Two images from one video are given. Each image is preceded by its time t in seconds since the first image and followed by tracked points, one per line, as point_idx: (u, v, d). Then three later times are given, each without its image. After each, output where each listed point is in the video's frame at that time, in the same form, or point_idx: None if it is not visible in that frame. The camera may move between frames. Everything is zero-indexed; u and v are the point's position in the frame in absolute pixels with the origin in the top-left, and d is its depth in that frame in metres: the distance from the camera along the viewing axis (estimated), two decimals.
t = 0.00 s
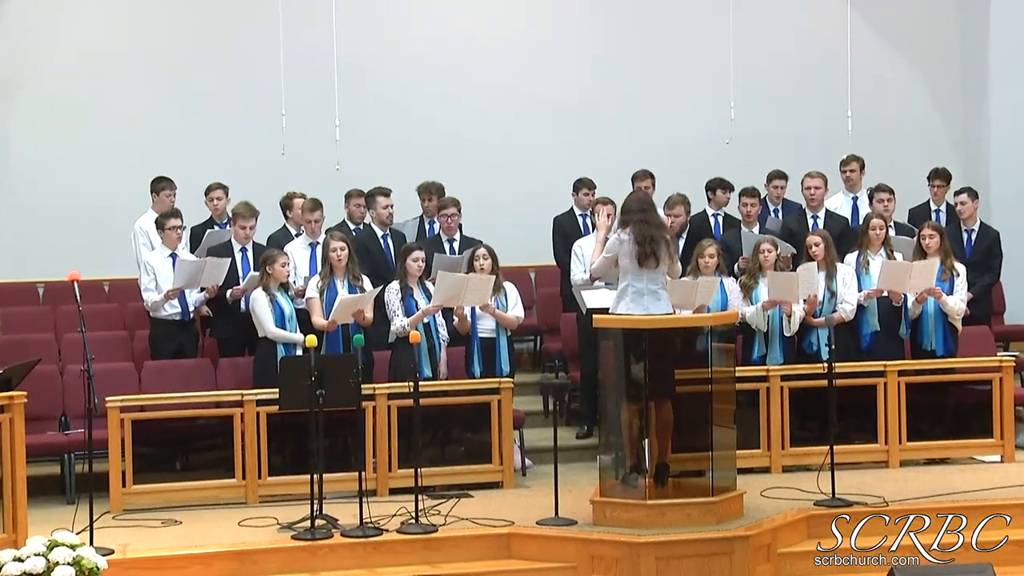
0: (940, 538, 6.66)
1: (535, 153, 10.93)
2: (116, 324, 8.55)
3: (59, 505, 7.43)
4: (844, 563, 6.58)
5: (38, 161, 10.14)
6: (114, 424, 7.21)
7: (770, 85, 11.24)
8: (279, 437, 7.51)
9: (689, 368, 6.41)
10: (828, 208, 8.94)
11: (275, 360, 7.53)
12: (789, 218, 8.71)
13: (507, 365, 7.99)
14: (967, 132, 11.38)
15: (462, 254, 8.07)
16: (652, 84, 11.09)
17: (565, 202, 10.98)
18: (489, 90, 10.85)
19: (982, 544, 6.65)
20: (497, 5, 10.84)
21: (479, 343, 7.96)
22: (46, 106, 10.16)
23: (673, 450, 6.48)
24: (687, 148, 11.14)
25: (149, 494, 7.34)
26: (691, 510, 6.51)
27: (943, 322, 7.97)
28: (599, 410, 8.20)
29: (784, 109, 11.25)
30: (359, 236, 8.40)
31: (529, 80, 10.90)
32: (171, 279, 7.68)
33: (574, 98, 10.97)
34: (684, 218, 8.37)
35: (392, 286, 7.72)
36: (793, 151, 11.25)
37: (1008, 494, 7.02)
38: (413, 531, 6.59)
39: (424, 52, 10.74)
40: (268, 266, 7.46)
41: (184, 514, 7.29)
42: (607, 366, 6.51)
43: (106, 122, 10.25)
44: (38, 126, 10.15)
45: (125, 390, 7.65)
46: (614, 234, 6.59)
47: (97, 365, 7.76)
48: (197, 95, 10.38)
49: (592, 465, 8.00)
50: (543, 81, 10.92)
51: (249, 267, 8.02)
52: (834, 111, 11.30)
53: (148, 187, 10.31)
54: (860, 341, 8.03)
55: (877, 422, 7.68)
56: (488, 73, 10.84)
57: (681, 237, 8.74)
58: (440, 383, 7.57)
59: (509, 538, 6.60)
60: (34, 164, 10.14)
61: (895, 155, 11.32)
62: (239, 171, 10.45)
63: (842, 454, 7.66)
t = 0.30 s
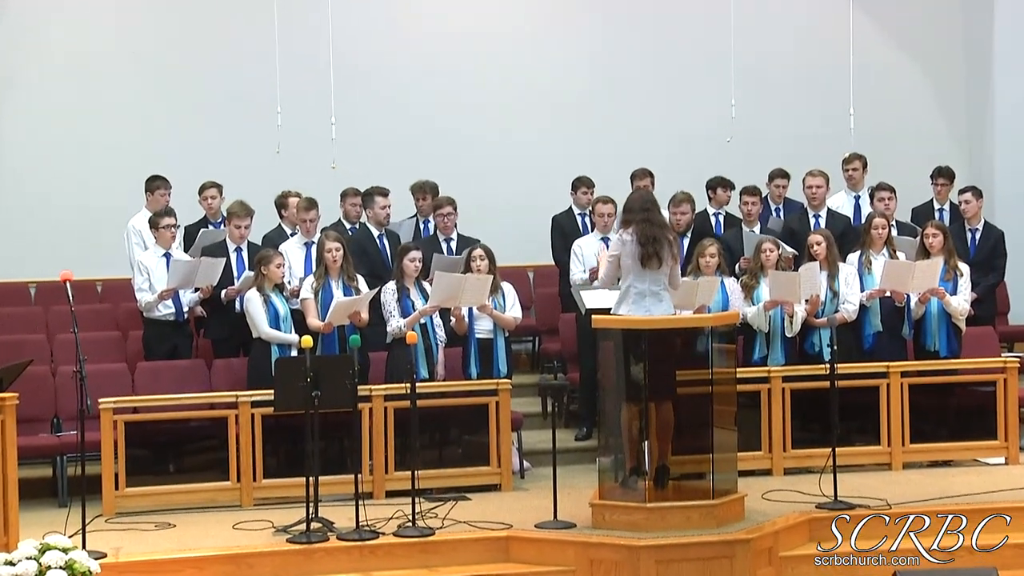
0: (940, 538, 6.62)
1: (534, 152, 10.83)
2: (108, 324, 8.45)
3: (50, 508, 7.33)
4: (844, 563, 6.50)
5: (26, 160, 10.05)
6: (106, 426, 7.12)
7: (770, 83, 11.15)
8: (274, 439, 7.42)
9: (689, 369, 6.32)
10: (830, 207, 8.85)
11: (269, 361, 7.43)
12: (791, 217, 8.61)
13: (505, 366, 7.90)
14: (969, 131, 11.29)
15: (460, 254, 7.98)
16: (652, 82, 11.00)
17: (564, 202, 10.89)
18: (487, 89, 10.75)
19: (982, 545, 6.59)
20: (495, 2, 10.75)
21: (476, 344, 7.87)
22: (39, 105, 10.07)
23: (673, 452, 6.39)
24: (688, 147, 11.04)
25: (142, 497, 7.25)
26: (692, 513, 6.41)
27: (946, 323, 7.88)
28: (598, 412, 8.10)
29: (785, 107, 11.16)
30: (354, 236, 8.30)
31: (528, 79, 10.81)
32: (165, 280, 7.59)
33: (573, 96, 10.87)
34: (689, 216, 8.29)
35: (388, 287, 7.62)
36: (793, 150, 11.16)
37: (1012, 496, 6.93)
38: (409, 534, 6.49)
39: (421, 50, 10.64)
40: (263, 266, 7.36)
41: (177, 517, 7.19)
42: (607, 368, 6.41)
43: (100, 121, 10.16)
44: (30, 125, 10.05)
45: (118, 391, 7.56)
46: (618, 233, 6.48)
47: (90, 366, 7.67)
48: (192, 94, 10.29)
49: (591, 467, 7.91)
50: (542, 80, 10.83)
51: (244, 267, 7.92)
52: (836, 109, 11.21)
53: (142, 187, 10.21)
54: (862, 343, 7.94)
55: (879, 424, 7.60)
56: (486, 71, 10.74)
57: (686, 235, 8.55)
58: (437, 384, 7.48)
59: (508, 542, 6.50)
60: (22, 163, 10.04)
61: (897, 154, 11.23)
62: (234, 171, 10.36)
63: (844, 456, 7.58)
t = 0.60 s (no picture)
0: (939, 539, 6.53)
1: (531, 151, 10.74)
2: (100, 324, 8.35)
3: (41, 511, 7.23)
4: (844, 563, 6.40)
5: (16, 158, 9.94)
6: (98, 428, 7.02)
7: (770, 81, 11.05)
8: (268, 441, 7.32)
9: (689, 371, 6.23)
10: (831, 206, 8.76)
11: (263, 362, 7.34)
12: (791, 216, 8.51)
13: (501, 367, 7.81)
14: (971, 130, 11.21)
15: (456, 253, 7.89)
16: (650, 80, 10.90)
17: (562, 201, 10.79)
18: (485, 87, 10.65)
19: (982, 544, 6.52)
20: None
21: (473, 345, 7.77)
22: (31, 103, 9.96)
23: (673, 455, 6.29)
24: (687, 146, 10.95)
25: (135, 500, 7.15)
26: (691, 516, 6.32)
27: (949, 323, 7.78)
28: (596, 413, 8.01)
29: (785, 106, 11.06)
30: (350, 235, 8.19)
31: (525, 77, 10.71)
32: (157, 279, 7.48)
33: (571, 95, 10.78)
34: (689, 214, 8.26)
35: (384, 287, 7.53)
36: (793, 149, 11.07)
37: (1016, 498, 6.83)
38: (405, 537, 6.39)
39: (418, 48, 10.54)
40: (257, 266, 7.27)
41: (170, 520, 7.09)
42: (605, 369, 6.31)
43: (92, 119, 10.05)
44: (21, 122, 9.94)
45: (110, 393, 7.45)
46: (618, 233, 6.38)
47: (81, 367, 7.57)
48: (186, 92, 10.19)
49: (589, 470, 7.81)
50: (539, 77, 10.73)
51: (238, 267, 7.82)
52: (837, 107, 11.12)
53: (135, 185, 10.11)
54: (862, 343, 7.85)
55: (881, 426, 7.51)
56: (484, 69, 10.64)
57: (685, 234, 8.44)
58: (433, 386, 7.38)
59: (505, 545, 6.41)
60: (13, 161, 9.93)
61: (898, 153, 11.14)
62: (226, 169, 10.25)
63: (845, 458, 7.48)
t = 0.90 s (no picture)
0: (940, 537, 6.47)
1: (529, 150, 10.64)
2: (92, 325, 8.25)
3: (32, 514, 7.13)
4: (844, 563, 6.32)
5: (8, 157, 9.84)
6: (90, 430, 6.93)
7: (770, 80, 10.95)
8: (262, 443, 7.22)
9: (688, 372, 6.14)
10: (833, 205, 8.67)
11: (257, 363, 7.24)
12: (792, 215, 8.41)
13: (498, 369, 7.72)
14: (973, 129, 11.11)
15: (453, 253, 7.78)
16: (649, 79, 10.80)
17: (560, 200, 10.69)
18: (482, 85, 10.55)
19: (982, 545, 6.44)
20: None
21: (470, 346, 7.67)
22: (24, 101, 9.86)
23: (673, 457, 6.19)
24: (686, 144, 10.86)
25: (128, 503, 7.05)
26: (691, 519, 6.22)
27: (952, 323, 7.69)
28: (595, 415, 7.92)
29: (785, 104, 10.97)
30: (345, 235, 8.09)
31: (522, 75, 10.61)
32: (149, 279, 7.39)
33: (569, 93, 10.68)
34: (684, 211, 8.09)
35: (380, 287, 7.44)
36: (793, 147, 10.98)
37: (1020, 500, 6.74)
38: (401, 540, 6.30)
39: (414, 45, 10.44)
40: (250, 266, 7.16)
41: (163, 523, 6.99)
42: (604, 370, 6.22)
43: (86, 118, 9.96)
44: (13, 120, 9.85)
45: (102, 394, 7.36)
46: (619, 233, 6.29)
47: (73, 368, 7.47)
48: (180, 90, 10.09)
49: (587, 472, 7.71)
50: (537, 76, 10.63)
51: (231, 267, 7.69)
52: (837, 106, 11.03)
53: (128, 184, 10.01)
54: (865, 344, 7.74)
55: (883, 428, 7.42)
56: (481, 67, 10.55)
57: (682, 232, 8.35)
58: (429, 387, 7.28)
59: (502, 548, 6.31)
60: (4, 160, 9.83)
61: (900, 152, 11.04)
62: (220, 167, 10.16)
63: (847, 460, 7.40)
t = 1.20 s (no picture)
0: (940, 537, 6.38)
1: (527, 149, 10.55)
2: (84, 325, 8.16)
3: (23, 517, 7.04)
4: (843, 563, 6.27)
5: None
6: (81, 431, 6.84)
7: (768, 78, 10.87)
8: (257, 445, 7.13)
9: (688, 373, 6.05)
10: (834, 203, 8.59)
11: (251, 365, 7.15)
12: (792, 214, 8.33)
13: (496, 370, 7.61)
14: (975, 127, 11.02)
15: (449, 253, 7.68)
16: (647, 76, 10.72)
17: (559, 199, 10.60)
18: (478, 84, 10.46)
19: (982, 544, 6.39)
20: None
21: (467, 347, 7.59)
22: (16, 100, 9.76)
23: (672, 459, 6.08)
24: (685, 143, 10.77)
25: (119, 506, 6.95)
26: (691, 521, 6.13)
27: (954, 323, 7.60)
28: (593, 417, 7.83)
29: (784, 102, 10.88)
30: (340, 234, 7.99)
31: (519, 73, 10.52)
32: (142, 279, 7.29)
33: (566, 91, 10.59)
34: (680, 211, 8.03)
35: (376, 287, 7.34)
36: (793, 146, 10.89)
37: None
38: (397, 543, 6.21)
39: (409, 43, 10.35)
40: (244, 265, 7.07)
41: (156, 526, 6.89)
42: (603, 370, 6.10)
43: (78, 116, 9.86)
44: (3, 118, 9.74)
45: (94, 396, 7.27)
46: (618, 232, 6.19)
47: (64, 370, 7.38)
48: (173, 89, 10.00)
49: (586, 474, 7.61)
50: (534, 74, 10.54)
51: (225, 267, 7.61)
52: (837, 104, 10.94)
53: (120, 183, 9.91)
54: (866, 345, 7.65)
55: (886, 429, 7.34)
56: (477, 65, 10.46)
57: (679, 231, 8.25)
58: (426, 388, 7.19)
59: (500, 551, 6.23)
60: None
61: (901, 151, 10.95)
62: (214, 166, 10.06)
63: (848, 462, 7.31)
